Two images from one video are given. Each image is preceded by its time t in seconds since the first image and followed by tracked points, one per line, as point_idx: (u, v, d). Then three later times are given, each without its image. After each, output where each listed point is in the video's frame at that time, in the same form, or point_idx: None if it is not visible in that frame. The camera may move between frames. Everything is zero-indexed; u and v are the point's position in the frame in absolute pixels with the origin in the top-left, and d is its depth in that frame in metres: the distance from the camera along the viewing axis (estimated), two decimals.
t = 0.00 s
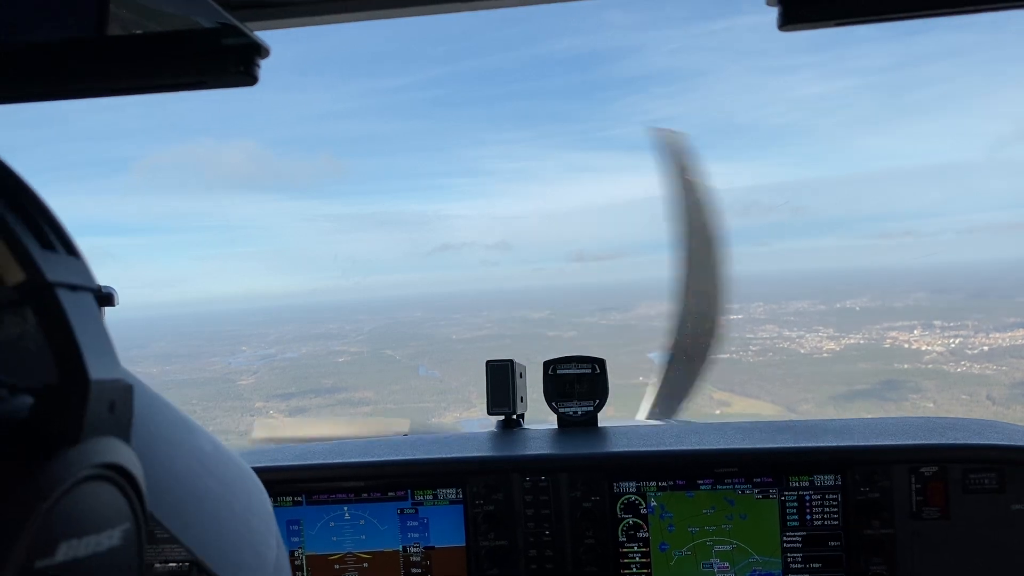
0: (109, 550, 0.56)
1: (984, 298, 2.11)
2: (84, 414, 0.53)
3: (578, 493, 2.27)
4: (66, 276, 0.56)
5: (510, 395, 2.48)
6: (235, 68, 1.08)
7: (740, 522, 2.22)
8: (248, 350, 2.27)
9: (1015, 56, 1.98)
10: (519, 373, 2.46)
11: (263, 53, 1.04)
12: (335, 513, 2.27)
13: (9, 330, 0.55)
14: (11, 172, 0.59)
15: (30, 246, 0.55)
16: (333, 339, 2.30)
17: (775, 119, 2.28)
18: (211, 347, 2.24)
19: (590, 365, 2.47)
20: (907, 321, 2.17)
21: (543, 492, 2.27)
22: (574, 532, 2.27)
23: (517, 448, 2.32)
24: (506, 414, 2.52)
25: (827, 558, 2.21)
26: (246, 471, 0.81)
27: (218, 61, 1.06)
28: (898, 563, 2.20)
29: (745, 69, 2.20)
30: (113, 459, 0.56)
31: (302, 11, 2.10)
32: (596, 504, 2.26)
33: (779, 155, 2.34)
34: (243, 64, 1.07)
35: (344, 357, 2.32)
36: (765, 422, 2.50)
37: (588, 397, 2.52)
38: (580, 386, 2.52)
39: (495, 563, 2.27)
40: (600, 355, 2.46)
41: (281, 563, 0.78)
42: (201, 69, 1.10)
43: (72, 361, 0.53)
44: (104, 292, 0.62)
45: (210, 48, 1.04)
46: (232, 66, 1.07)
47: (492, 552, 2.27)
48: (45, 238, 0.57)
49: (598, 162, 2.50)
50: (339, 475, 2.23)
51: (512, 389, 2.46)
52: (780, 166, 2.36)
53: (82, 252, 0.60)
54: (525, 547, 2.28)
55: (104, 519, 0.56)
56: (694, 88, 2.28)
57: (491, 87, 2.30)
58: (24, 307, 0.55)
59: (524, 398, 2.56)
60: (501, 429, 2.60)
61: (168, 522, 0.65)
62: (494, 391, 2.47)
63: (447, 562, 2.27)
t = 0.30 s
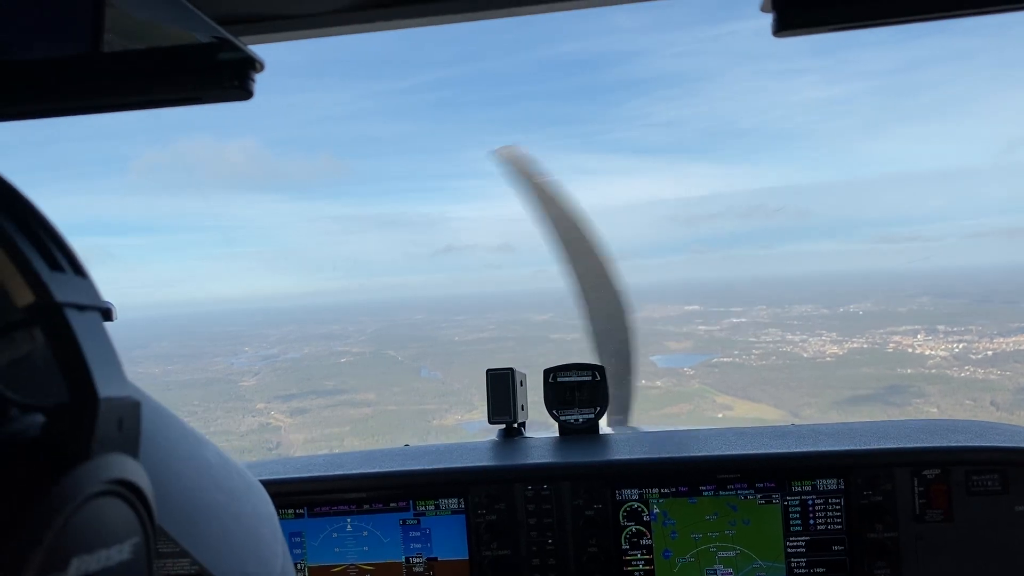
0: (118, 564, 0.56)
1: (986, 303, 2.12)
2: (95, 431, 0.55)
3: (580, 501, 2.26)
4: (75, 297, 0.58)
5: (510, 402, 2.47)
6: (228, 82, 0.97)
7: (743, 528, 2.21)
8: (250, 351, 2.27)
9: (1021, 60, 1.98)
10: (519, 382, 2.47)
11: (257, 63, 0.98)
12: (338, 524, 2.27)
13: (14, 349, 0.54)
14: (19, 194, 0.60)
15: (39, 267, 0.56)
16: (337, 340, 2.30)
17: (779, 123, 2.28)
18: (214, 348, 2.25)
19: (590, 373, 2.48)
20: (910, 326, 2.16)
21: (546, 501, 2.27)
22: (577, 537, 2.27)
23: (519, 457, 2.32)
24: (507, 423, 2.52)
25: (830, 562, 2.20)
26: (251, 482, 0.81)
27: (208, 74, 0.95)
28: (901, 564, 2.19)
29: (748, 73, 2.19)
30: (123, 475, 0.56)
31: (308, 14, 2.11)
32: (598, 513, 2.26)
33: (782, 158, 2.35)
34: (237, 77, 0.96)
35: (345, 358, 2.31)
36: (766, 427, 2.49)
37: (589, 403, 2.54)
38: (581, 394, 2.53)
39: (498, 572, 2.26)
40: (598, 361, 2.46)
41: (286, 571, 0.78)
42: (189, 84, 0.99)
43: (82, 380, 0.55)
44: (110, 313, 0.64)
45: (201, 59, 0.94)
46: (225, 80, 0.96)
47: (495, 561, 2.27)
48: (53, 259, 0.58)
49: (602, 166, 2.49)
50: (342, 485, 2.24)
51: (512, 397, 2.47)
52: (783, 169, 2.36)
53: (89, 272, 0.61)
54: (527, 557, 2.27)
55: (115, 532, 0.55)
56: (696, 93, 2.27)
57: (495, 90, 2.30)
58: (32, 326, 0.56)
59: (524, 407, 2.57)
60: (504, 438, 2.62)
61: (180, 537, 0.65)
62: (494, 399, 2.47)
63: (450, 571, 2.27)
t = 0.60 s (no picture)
0: (114, 555, 0.56)
1: (993, 307, 2.08)
2: (91, 422, 0.55)
3: (578, 499, 2.26)
4: (71, 290, 0.58)
5: (511, 399, 2.50)
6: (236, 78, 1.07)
7: (740, 528, 2.20)
8: (253, 351, 2.27)
9: None
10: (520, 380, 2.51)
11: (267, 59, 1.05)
12: (337, 518, 2.27)
13: (12, 343, 0.55)
14: (18, 188, 0.60)
15: (37, 260, 0.56)
16: (339, 342, 2.32)
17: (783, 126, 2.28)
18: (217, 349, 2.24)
19: (590, 371, 2.48)
20: (914, 330, 2.15)
21: (544, 498, 2.26)
22: (575, 535, 2.26)
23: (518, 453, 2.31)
24: (507, 420, 2.54)
25: (828, 564, 2.19)
26: (249, 480, 0.81)
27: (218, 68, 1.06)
28: (898, 566, 2.18)
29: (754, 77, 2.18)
30: (119, 466, 0.57)
31: (316, 14, 2.12)
32: (597, 510, 2.25)
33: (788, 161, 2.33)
34: (243, 72, 1.06)
35: (349, 359, 2.33)
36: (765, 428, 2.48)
37: (589, 402, 2.55)
38: (580, 392, 2.54)
39: (496, 569, 2.26)
40: (599, 360, 2.46)
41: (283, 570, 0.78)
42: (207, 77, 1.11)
43: (78, 372, 0.55)
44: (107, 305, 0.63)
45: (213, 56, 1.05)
46: (234, 75, 1.07)
47: (493, 558, 2.26)
48: (51, 251, 0.58)
49: (606, 168, 2.50)
50: (342, 479, 2.24)
51: (512, 395, 2.49)
52: (788, 172, 2.33)
53: (87, 265, 0.61)
54: (525, 554, 2.27)
55: (111, 523, 0.56)
56: (699, 95, 2.27)
57: (499, 92, 2.31)
58: (30, 319, 0.56)
59: (524, 403, 2.58)
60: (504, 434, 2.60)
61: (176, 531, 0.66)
62: (496, 398, 2.51)
63: (447, 568, 2.27)
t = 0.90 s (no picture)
0: (149, 566, 0.61)
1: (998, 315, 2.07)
2: (129, 437, 0.57)
3: (578, 502, 2.25)
4: (110, 301, 0.59)
5: (511, 403, 2.47)
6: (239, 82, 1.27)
7: (740, 531, 2.19)
8: (256, 352, 2.27)
9: None
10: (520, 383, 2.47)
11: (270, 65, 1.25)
12: (337, 521, 2.27)
13: (50, 351, 0.57)
14: (64, 201, 0.63)
15: (78, 271, 0.58)
16: (341, 344, 2.33)
17: (787, 131, 2.27)
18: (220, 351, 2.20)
19: (591, 374, 2.47)
20: (918, 336, 2.14)
21: (544, 501, 2.26)
22: (574, 538, 2.26)
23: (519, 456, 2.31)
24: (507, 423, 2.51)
25: (827, 568, 2.17)
26: (272, 483, 0.81)
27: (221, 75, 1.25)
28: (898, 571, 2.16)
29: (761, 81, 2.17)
30: (154, 479, 0.59)
31: (322, 16, 2.14)
32: (596, 514, 2.24)
33: (792, 166, 2.32)
34: (246, 77, 1.26)
35: (351, 362, 2.34)
36: (765, 433, 2.47)
37: (589, 405, 2.53)
38: (581, 395, 2.52)
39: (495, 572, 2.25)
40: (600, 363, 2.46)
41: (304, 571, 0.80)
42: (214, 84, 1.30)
43: (117, 386, 0.57)
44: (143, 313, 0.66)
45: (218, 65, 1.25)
46: (238, 80, 1.26)
47: (493, 562, 2.26)
48: (92, 262, 0.60)
49: (609, 171, 2.51)
50: (344, 481, 2.24)
51: (512, 398, 2.47)
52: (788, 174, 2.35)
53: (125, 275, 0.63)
54: (525, 557, 2.26)
55: (145, 536, 0.60)
56: (703, 101, 2.28)
57: (502, 96, 2.32)
58: (70, 330, 0.58)
59: (524, 407, 2.55)
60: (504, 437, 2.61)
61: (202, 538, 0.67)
62: (495, 401, 2.47)
63: (447, 570, 2.27)
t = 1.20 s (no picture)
0: None
1: (1002, 323, 2.06)
2: (127, 456, 0.55)
3: (585, 512, 2.25)
4: (105, 318, 0.58)
5: (516, 413, 2.53)
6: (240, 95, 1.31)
7: (747, 538, 2.18)
8: (259, 356, 2.28)
9: None
10: (525, 392, 2.53)
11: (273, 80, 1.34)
12: (344, 533, 2.26)
13: (44, 369, 0.55)
14: (55, 213, 0.60)
15: (72, 288, 0.56)
16: (344, 347, 2.32)
17: (791, 139, 2.28)
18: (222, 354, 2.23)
19: (595, 383, 2.49)
20: (922, 345, 2.12)
21: (551, 510, 2.25)
22: (581, 547, 2.25)
23: (525, 467, 2.31)
24: (513, 432, 2.56)
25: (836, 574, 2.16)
26: (270, 490, 0.83)
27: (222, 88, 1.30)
28: None
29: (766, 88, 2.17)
30: (154, 499, 0.58)
31: (326, 30, 2.15)
32: (603, 523, 2.24)
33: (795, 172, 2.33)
34: (249, 91, 1.32)
35: (354, 364, 2.32)
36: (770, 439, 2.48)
37: (594, 414, 2.56)
38: (585, 403, 2.56)
39: None
40: (604, 372, 2.48)
41: None
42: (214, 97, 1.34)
43: (114, 405, 0.56)
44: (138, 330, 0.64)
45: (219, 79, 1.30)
46: (240, 94, 1.32)
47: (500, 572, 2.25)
48: (86, 278, 0.58)
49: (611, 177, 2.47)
50: (351, 494, 2.24)
51: (517, 407, 2.52)
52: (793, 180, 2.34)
53: (120, 291, 0.61)
54: (532, 567, 2.25)
55: (145, 556, 0.57)
56: (707, 108, 2.29)
57: (506, 100, 2.33)
58: (61, 347, 0.55)
59: (529, 416, 2.60)
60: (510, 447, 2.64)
61: (206, 556, 0.67)
62: (501, 409, 2.52)
63: None
